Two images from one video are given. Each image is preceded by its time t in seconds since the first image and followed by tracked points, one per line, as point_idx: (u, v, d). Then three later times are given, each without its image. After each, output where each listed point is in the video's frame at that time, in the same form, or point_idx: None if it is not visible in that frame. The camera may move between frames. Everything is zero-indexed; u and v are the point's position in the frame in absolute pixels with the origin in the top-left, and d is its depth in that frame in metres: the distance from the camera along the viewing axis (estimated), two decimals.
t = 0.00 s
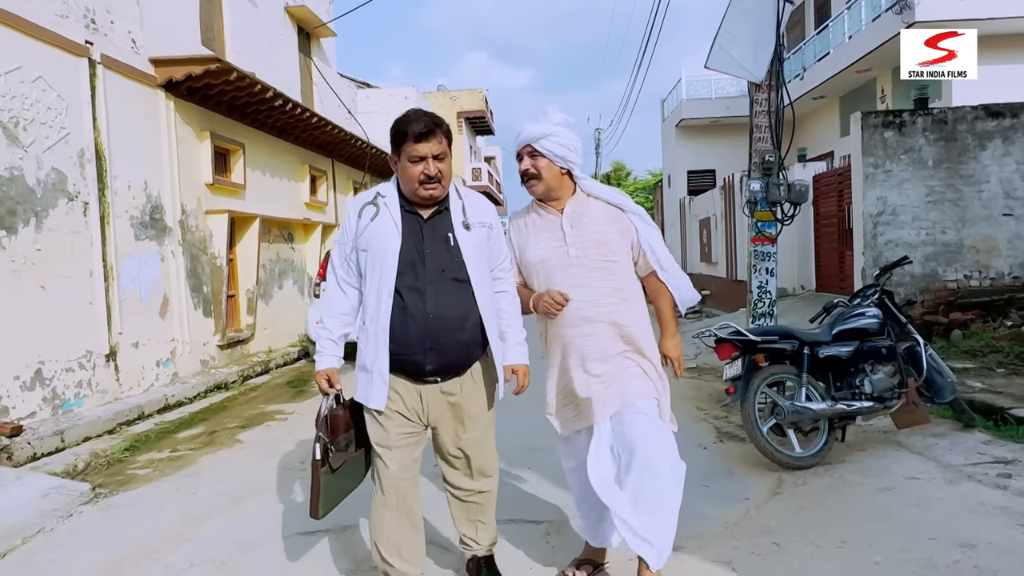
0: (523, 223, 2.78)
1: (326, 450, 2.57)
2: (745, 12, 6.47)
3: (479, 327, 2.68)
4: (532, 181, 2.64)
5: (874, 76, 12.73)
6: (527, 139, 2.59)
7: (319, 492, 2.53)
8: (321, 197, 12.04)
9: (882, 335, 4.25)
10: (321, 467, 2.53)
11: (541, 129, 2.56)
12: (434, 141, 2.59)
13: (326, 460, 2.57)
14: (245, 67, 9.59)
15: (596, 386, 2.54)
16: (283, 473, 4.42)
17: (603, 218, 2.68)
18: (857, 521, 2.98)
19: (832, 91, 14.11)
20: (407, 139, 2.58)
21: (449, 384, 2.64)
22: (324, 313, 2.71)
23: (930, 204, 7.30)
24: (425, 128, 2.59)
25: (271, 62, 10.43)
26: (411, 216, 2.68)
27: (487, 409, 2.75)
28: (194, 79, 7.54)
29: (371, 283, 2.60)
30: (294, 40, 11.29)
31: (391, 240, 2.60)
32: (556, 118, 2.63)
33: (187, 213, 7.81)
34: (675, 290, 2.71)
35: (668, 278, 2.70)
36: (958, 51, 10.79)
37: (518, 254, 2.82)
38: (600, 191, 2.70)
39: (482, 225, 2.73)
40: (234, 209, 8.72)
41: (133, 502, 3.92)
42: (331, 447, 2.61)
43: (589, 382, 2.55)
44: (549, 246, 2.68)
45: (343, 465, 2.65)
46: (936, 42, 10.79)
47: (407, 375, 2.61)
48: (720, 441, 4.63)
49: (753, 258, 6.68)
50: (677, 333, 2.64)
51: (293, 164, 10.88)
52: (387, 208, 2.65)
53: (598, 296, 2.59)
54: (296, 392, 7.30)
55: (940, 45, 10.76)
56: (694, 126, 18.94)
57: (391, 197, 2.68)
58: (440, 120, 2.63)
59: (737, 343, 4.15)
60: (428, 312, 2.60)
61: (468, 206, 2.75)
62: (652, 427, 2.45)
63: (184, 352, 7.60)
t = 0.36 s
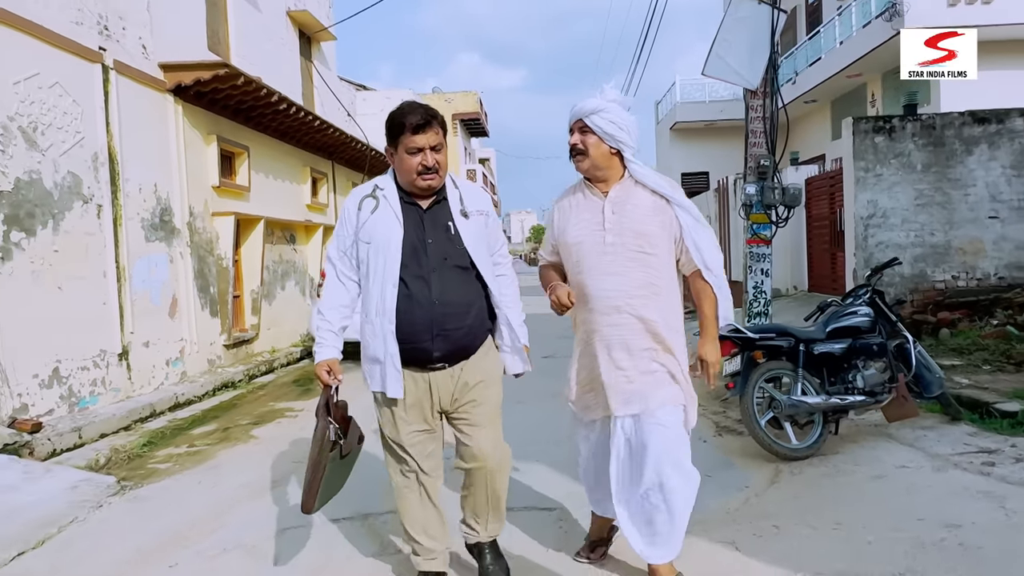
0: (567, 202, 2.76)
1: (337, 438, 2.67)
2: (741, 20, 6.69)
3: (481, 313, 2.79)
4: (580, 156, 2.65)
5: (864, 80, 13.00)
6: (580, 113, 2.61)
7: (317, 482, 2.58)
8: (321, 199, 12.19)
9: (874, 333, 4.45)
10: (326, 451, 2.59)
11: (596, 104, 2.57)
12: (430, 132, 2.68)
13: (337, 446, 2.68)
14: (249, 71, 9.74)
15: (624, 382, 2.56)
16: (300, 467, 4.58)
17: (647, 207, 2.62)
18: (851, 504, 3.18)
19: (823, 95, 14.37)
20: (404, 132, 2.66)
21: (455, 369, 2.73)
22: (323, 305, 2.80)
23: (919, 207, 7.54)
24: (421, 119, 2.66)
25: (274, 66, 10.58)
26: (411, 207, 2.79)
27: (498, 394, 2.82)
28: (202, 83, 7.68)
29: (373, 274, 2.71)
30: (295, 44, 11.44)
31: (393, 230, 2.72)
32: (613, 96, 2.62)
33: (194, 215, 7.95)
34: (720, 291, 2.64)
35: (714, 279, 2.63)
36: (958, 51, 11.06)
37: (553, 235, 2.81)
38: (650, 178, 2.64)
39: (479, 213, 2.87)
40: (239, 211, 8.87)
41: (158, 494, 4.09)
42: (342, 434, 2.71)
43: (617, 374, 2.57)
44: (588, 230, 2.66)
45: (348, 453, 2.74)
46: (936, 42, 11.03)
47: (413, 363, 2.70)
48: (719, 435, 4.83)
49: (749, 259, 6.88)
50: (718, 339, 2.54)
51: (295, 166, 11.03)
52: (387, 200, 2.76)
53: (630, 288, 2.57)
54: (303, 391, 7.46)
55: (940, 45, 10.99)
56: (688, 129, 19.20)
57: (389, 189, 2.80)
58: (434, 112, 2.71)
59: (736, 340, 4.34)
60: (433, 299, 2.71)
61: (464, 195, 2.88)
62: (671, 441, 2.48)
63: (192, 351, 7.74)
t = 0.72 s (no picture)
0: (578, 189, 2.83)
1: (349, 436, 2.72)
2: (729, 29, 6.95)
3: (481, 322, 2.79)
4: (590, 147, 2.69)
5: (849, 85, 13.31)
6: (591, 106, 2.64)
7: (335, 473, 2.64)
8: (318, 201, 12.37)
9: (855, 330, 4.70)
10: (339, 450, 2.65)
11: (607, 97, 2.60)
12: (440, 142, 2.72)
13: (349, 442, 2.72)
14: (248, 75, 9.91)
15: (626, 370, 2.68)
16: (307, 460, 4.76)
17: (654, 200, 2.69)
18: (831, 489, 3.40)
19: (810, 99, 14.69)
20: (414, 143, 2.71)
21: (452, 377, 2.73)
22: (335, 307, 2.87)
23: (900, 209, 7.83)
24: (432, 131, 2.71)
25: (272, 70, 10.76)
26: (419, 215, 2.82)
27: (495, 406, 2.84)
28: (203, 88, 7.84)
29: (380, 279, 2.77)
30: (292, 48, 11.61)
31: (399, 237, 2.76)
32: (623, 89, 2.66)
33: (196, 217, 8.11)
34: (731, 280, 2.67)
35: (724, 270, 2.66)
36: (958, 51, 11.42)
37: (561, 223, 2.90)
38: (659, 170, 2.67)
39: (487, 223, 2.87)
40: (239, 213, 9.03)
41: (173, 485, 4.27)
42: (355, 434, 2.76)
43: (618, 363, 2.68)
44: (595, 217, 2.74)
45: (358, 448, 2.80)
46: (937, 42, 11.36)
47: (411, 368, 2.73)
48: (708, 427, 5.06)
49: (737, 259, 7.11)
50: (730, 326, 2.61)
51: (293, 168, 11.19)
52: (396, 208, 2.80)
53: (631, 278, 2.67)
54: (303, 388, 7.64)
55: (941, 46, 11.33)
56: (678, 132, 19.51)
57: (399, 198, 2.83)
58: (444, 122, 2.75)
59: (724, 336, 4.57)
60: (432, 306, 2.73)
61: (473, 205, 2.89)
62: (676, 424, 2.70)
63: (194, 350, 7.90)
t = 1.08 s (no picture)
0: (553, 197, 2.86)
1: (354, 433, 2.90)
2: (717, 36, 7.18)
3: (488, 321, 2.78)
4: (567, 157, 2.76)
5: (835, 88, 13.61)
6: (561, 116, 2.72)
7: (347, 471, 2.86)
8: (314, 201, 12.52)
9: (836, 324, 4.94)
10: (348, 446, 2.86)
11: (579, 106, 2.69)
12: (473, 138, 2.78)
13: (354, 440, 2.91)
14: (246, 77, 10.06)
15: (624, 368, 2.67)
16: (313, 451, 4.95)
17: (635, 199, 2.78)
18: (811, 471, 3.63)
19: (797, 102, 14.99)
20: (447, 136, 2.73)
21: (457, 374, 2.76)
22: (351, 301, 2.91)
23: (883, 210, 8.10)
24: (463, 126, 2.76)
25: (269, 71, 10.91)
26: (433, 212, 2.83)
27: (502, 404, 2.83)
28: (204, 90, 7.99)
29: (392, 274, 2.78)
30: (288, 50, 11.77)
31: (411, 233, 2.77)
32: (592, 98, 2.74)
33: (197, 217, 8.25)
34: (695, 276, 2.86)
35: (690, 269, 2.87)
36: (958, 50, 11.80)
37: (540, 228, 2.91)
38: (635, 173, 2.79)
39: (500, 224, 2.86)
40: (238, 213, 9.18)
41: (187, 473, 4.46)
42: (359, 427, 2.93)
43: (614, 362, 2.67)
44: (578, 220, 2.76)
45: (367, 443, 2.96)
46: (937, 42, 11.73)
47: (417, 364, 2.74)
48: (697, 418, 5.28)
49: (726, 258, 7.35)
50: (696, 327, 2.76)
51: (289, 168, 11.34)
52: (412, 204, 2.82)
53: (620, 274, 2.69)
54: (303, 384, 7.80)
55: (941, 45, 11.62)
56: (668, 133, 19.79)
57: (416, 195, 2.85)
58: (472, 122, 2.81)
59: (713, 331, 4.78)
60: (439, 304, 2.72)
61: (488, 206, 2.88)
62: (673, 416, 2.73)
63: (195, 347, 8.05)
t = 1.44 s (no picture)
0: (550, 199, 2.88)
1: (339, 440, 2.60)
2: (706, 42, 7.39)
3: (495, 322, 2.72)
4: (560, 159, 2.78)
5: (822, 90, 13.89)
6: (554, 119, 2.74)
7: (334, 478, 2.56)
8: (310, 200, 12.66)
9: (822, 319, 5.18)
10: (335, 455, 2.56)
11: (570, 109, 2.70)
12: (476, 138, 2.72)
13: (340, 449, 2.61)
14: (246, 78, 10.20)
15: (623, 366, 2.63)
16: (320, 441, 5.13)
17: (632, 197, 2.78)
18: (798, 456, 3.85)
19: (785, 104, 15.27)
20: (453, 136, 2.65)
21: (465, 376, 2.66)
22: (339, 307, 2.72)
23: (867, 210, 8.37)
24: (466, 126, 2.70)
25: (267, 72, 11.05)
26: (432, 215, 2.71)
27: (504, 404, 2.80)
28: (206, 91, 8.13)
29: (392, 278, 2.61)
30: (285, 51, 11.91)
31: (414, 237, 2.62)
32: (583, 98, 2.76)
33: (198, 216, 8.40)
34: (692, 266, 2.88)
35: (688, 260, 2.88)
36: (958, 51, 12.18)
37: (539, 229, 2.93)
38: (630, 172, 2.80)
39: (496, 222, 2.80)
40: (238, 212, 9.34)
41: (200, 462, 4.64)
42: (344, 436, 2.64)
43: (615, 362, 2.64)
44: (577, 221, 2.76)
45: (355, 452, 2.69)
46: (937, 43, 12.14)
47: (425, 368, 2.61)
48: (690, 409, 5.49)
49: (717, 256, 7.58)
50: (695, 318, 2.74)
51: (287, 168, 11.48)
52: (409, 206, 2.67)
53: (621, 273, 2.68)
54: (304, 379, 7.98)
55: (942, 45, 12.13)
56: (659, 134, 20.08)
57: (412, 196, 2.70)
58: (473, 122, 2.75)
59: (704, 325, 5.01)
60: (449, 306, 2.62)
61: (482, 206, 2.82)
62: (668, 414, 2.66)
63: (198, 344, 8.21)
